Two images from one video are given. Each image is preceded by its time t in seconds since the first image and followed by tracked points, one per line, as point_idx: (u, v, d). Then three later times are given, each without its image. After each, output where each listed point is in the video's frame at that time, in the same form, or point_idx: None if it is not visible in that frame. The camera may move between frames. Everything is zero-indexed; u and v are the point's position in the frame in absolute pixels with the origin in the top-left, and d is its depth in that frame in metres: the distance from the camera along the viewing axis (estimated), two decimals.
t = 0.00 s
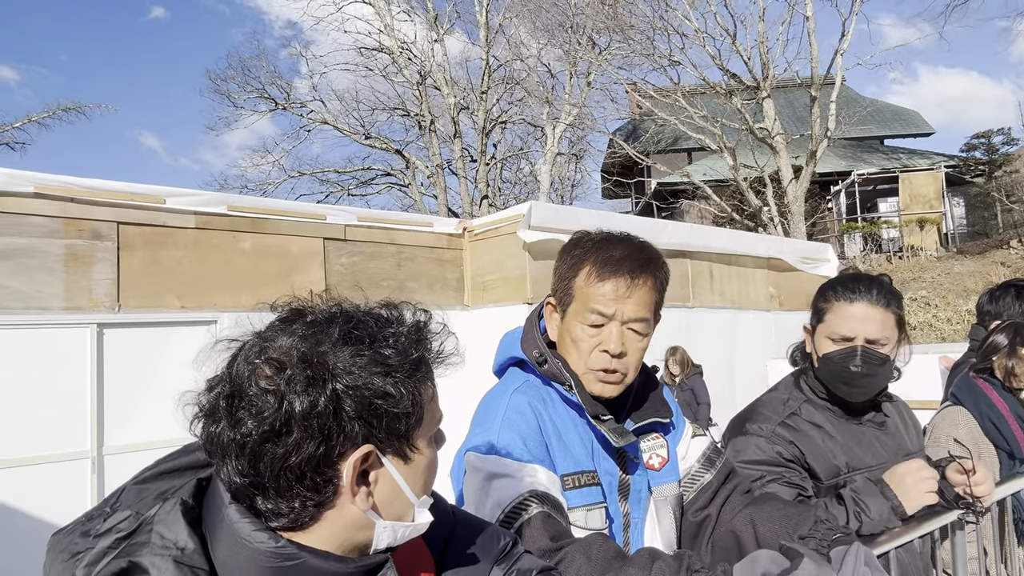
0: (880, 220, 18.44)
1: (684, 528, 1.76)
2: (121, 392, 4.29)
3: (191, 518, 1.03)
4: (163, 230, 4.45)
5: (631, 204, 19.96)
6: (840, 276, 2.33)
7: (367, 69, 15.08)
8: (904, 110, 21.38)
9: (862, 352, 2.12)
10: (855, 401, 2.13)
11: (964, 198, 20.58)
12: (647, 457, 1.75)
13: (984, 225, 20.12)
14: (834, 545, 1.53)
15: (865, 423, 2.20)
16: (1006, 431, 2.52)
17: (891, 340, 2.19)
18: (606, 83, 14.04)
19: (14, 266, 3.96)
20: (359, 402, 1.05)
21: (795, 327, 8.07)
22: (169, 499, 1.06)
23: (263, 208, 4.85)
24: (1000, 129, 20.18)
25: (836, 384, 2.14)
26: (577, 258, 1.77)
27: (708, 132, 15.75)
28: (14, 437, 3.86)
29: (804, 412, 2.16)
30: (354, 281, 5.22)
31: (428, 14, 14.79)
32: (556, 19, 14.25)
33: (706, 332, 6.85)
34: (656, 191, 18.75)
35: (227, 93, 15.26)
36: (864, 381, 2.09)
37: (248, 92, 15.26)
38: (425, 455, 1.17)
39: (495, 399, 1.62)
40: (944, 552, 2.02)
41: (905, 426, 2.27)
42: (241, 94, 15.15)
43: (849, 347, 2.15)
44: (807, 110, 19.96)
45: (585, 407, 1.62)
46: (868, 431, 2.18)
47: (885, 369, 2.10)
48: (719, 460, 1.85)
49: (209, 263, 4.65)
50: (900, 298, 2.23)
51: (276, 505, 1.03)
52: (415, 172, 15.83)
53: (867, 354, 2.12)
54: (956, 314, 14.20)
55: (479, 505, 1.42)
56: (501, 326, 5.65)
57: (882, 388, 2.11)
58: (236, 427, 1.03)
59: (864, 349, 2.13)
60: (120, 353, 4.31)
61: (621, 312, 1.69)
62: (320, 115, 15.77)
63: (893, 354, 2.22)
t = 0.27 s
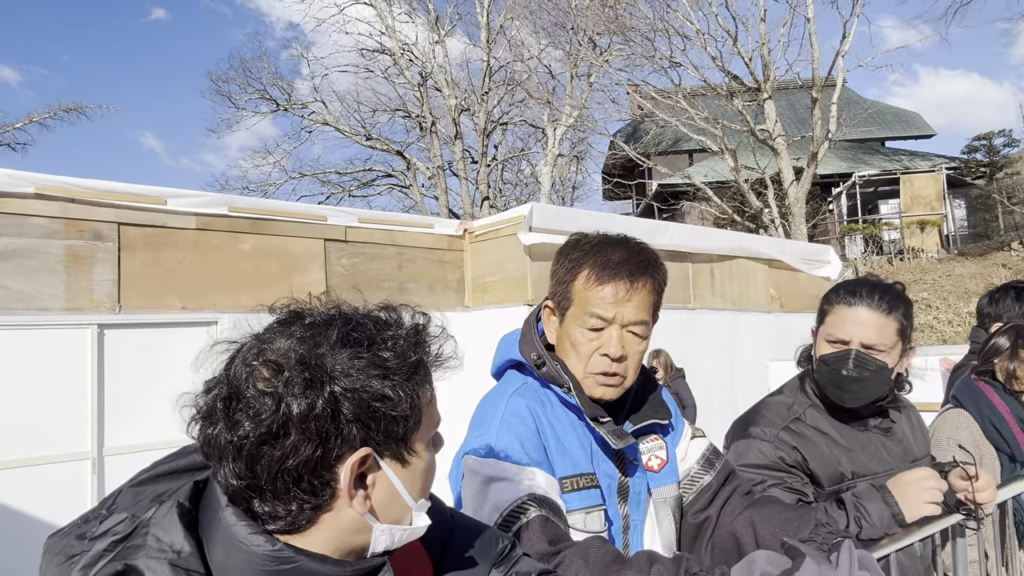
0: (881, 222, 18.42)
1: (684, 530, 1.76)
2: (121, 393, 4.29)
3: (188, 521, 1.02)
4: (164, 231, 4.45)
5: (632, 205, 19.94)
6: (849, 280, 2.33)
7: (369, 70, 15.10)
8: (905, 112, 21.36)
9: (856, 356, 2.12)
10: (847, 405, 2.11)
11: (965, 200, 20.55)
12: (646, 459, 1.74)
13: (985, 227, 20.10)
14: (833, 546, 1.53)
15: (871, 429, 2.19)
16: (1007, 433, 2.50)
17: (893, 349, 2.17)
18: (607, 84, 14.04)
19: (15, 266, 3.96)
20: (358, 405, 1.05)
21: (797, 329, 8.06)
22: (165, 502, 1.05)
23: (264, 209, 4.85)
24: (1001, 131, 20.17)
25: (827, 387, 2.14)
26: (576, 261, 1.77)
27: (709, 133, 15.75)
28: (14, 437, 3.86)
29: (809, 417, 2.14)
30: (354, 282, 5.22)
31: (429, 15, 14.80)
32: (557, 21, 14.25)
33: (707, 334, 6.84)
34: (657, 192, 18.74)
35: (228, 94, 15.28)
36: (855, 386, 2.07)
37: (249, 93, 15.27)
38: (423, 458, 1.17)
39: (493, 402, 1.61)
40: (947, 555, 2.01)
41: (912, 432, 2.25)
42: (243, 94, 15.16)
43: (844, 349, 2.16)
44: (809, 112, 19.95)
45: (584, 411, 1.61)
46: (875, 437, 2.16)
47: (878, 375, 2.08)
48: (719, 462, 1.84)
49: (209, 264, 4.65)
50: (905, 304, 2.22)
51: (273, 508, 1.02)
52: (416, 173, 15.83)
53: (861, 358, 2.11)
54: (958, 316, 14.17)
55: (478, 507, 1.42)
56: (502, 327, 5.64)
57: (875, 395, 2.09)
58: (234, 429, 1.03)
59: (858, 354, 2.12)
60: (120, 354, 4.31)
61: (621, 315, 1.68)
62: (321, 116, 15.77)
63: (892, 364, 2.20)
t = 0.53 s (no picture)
0: (882, 223, 18.40)
1: (686, 532, 1.75)
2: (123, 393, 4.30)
3: (191, 524, 1.02)
4: (165, 232, 4.46)
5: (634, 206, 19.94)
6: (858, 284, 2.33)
7: (369, 71, 15.11)
8: (906, 113, 21.36)
9: (864, 361, 2.12)
10: (855, 410, 2.11)
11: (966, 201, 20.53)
12: (648, 461, 1.74)
13: (986, 228, 20.08)
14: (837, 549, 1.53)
15: (876, 433, 2.18)
16: (1010, 436, 2.49)
17: (901, 355, 2.16)
18: (608, 85, 14.05)
19: (17, 267, 3.96)
20: (363, 408, 1.05)
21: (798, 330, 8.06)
22: (168, 505, 1.05)
23: (265, 210, 4.86)
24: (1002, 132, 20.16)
25: (834, 391, 2.14)
26: (580, 262, 1.76)
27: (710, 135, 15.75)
28: (16, 437, 3.86)
29: (814, 420, 2.14)
30: (356, 283, 5.22)
31: (430, 17, 14.81)
32: (558, 22, 14.24)
33: (709, 335, 6.84)
34: (658, 193, 18.74)
35: (229, 95, 15.29)
36: (863, 390, 2.07)
37: (251, 94, 15.28)
38: (428, 461, 1.17)
39: (495, 404, 1.61)
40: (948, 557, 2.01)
41: (917, 436, 2.25)
42: (244, 96, 15.17)
43: (851, 354, 2.16)
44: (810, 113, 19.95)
45: (587, 413, 1.61)
46: (880, 441, 2.16)
47: (886, 380, 2.08)
48: (721, 464, 1.84)
49: (211, 265, 4.65)
50: (914, 309, 2.21)
51: (277, 510, 1.02)
52: (416, 174, 15.83)
53: (869, 363, 2.11)
54: (959, 318, 14.15)
55: (480, 510, 1.42)
56: (503, 328, 5.64)
57: (882, 400, 2.10)
58: (239, 432, 1.03)
59: (866, 359, 2.13)
60: (121, 355, 4.31)
61: (626, 316, 1.69)
62: (322, 117, 15.78)
63: (902, 369, 2.19)
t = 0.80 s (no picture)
0: (883, 224, 18.39)
1: (686, 530, 1.75)
2: (124, 392, 4.31)
3: (192, 518, 1.02)
4: (166, 232, 4.46)
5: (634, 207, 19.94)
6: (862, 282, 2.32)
7: (370, 72, 15.13)
8: (907, 114, 21.35)
9: (866, 360, 2.12)
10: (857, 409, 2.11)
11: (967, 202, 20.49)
12: (649, 458, 1.74)
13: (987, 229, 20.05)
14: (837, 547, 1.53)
15: (877, 432, 2.18)
16: (1011, 436, 2.48)
17: (903, 355, 2.16)
18: (609, 86, 14.05)
19: (18, 266, 3.97)
20: (365, 403, 1.05)
21: (799, 330, 8.05)
22: (170, 499, 1.06)
23: (266, 210, 4.86)
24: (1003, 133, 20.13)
25: (837, 390, 2.14)
26: (581, 259, 1.76)
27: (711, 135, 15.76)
28: (16, 436, 3.87)
29: (816, 418, 2.14)
30: (356, 283, 5.23)
31: (431, 17, 14.81)
32: (559, 23, 14.24)
33: (710, 335, 6.84)
34: (659, 194, 18.75)
35: (230, 95, 15.29)
36: (865, 390, 2.08)
37: (251, 94, 15.28)
38: (429, 458, 1.17)
39: (496, 401, 1.62)
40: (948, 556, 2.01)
41: (918, 435, 2.25)
42: (244, 96, 15.18)
43: (854, 353, 2.16)
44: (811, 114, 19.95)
45: (587, 410, 1.62)
46: (881, 440, 2.16)
47: (889, 379, 2.08)
48: (721, 462, 1.84)
49: (211, 264, 4.65)
50: (917, 309, 2.21)
51: (279, 505, 1.02)
52: (417, 174, 15.83)
53: (871, 363, 2.11)
54: (959, 319, 14.14)
55: (481, 507, 1.42)
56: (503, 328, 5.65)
57: (884, 400, 2.10)
58: (241, 426, 1.03)
59: (869, 358, 2.12)
60: (122, 354, 4.31)
61: (627, 313, 1.69)
62: (323, 117, 15.79)
63: (904, 369, 2.19)
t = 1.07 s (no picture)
0: (883, 224, 18.38)
1: (686, 530, 1.75)
2: (125, 391, 4.31)
3: (194, 517, 1.03)
4: (167, 231, 4.47)
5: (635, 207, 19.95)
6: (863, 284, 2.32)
7: (371, 71, 15.14)
8: (908, 114, 21.34)
9: (866, 362, 2.12)
10: (856, 410, 2.12)
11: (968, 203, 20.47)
12: (649, 458, 1.74)
13: (988, 230, 20.03)
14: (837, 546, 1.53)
15: (878, 433, 2.18)
16: (1014, 436, 2.50)
17: (903, 356, 2.16)
18: (609, 86, 14.06)
19: (19, 265, 3.98)
20: (362, 400, 1.05)
21: (799, 331, 8.05)
22: (172, 498, 1.06)
23: (267, 210, 4.87)
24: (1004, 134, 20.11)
25: (837, 391, 2.14)
26: (582, 260, 1.77)
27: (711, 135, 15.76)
28: (17, 434, 3.88)
29: (817, 419, 2.14)
30: (357, 283, 5.23)
31: (432, 17, 14.82)
32: (560, 23, 14.24)
33: (710, 335, 6.84)
34: (659, 194, 18.76)
35: (231, 94, 15.29)
36: (865, 391, 2.08)
37: (252, 93, 15.29)
38: (428, 456, 1.17)
39: (496, 401, 1.62)
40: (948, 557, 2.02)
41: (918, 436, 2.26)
42: (245, 95, 15.20)
43: (854, 354, 2.16)
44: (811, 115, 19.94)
45: (588, 410, 1.62)
46: (881, 441, 2.16)
47: (889, 381, 2.08)
48: (721, 462, 1.84)
49: (212, 264, 4.65)
50: (916, 310, 2.22)
51: (278, 502, 1.02)
52: (418, 174, 15.85)
53: (871, 364, 2.11)
54: (960, 320, 14.14)
55: (481, 507, 1.42)
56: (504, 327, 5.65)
57: (885, 401, 2.10)
58: (240, 423, 1.04)
59: (869, 359, 2.12)
60: (123, 354, 4.32)
61: (628, 313, 1.69)
62: (324, 117, 15.80)
63: (904, 370, 2.19)
